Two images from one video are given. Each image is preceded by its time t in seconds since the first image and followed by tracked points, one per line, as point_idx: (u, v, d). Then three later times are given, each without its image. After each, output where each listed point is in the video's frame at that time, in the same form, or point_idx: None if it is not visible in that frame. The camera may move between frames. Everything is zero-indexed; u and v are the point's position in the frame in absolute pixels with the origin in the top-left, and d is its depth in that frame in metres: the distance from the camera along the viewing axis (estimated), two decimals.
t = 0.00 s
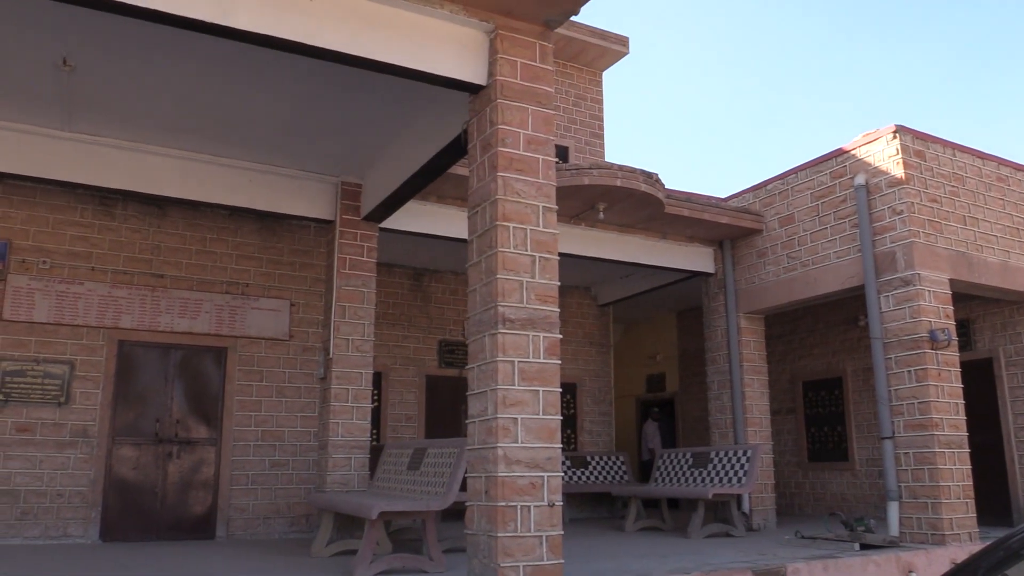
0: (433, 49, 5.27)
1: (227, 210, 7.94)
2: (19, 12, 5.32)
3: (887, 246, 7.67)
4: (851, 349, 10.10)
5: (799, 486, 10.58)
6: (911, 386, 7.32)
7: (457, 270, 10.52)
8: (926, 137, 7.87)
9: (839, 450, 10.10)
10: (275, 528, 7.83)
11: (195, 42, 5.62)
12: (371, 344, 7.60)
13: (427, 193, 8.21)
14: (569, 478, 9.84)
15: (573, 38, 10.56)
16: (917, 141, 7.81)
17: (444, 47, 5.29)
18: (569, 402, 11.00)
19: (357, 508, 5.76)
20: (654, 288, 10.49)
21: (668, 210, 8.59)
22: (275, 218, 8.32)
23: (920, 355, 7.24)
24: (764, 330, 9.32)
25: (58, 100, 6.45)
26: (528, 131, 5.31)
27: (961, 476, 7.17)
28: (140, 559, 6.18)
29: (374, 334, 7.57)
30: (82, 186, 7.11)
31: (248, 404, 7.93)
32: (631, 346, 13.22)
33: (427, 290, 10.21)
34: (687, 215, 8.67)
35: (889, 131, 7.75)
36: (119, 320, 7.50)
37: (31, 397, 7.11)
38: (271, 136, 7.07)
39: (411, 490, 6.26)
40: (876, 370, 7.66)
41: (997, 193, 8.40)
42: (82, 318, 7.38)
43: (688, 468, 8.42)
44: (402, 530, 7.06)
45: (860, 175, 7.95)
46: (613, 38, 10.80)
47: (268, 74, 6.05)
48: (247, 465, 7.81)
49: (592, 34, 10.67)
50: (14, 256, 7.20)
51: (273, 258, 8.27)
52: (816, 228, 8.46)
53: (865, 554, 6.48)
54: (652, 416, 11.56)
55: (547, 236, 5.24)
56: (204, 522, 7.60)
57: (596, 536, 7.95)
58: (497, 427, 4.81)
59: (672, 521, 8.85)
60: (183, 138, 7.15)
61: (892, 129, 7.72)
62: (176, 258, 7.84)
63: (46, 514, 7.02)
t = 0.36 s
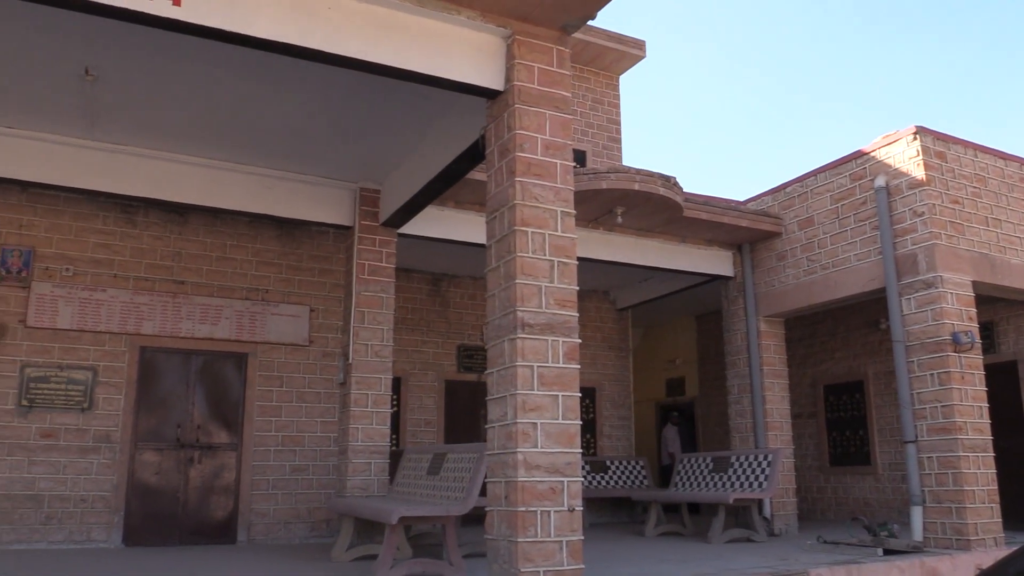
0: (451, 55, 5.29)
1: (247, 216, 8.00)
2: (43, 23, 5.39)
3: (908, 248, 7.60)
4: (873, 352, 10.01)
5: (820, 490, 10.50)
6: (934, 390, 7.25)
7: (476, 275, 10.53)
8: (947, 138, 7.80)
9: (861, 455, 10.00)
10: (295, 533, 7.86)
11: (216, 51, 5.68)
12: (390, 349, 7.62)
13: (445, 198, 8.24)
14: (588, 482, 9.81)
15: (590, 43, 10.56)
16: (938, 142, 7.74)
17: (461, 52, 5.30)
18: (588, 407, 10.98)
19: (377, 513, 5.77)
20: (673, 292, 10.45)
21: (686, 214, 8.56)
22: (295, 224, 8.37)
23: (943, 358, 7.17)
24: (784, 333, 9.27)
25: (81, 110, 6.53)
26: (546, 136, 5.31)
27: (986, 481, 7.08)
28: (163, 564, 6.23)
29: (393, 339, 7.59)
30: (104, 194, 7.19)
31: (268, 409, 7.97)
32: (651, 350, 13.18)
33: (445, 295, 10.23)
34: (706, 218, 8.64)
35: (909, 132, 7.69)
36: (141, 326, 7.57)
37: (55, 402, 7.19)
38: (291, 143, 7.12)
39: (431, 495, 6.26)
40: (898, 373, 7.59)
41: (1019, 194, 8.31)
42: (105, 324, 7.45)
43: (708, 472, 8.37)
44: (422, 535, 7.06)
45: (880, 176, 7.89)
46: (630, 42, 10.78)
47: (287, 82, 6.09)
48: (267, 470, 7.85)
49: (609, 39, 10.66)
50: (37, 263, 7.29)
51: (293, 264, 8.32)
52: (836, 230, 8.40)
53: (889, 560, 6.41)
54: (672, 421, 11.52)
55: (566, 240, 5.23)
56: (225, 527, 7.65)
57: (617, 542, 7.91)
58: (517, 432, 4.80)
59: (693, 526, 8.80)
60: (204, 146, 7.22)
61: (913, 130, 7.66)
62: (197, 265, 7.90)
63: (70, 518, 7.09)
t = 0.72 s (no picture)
0: (473, 61, 5.30)
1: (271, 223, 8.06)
2: (71, 33, 5.46)
3: (935, 252, 7.51)
4: (899, 357, 9.90)
5: (846, 497, 10.39)
6: (962, 395, 7.15)
7: (498, 280, 10.54)
8: (974, 140, 7.68)
9: (888, 461, 9.89)
10: (319, 538, 7.89)
11: (240, 59, 5.72)
12: (413, 355, 7.64)
13: (467, 204, 8.25)
14: (612, 488, 9.77)
15: (611, 47, 10.55)
16: (965, 144, 7.63)
17: (484, 59, 5.31)
18: (611, 412, 10.94)
19: (401, 519, 5.78)
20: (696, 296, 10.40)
21: (709, 218, 8.52)
22: (318, 231, 8.42)
23: (971, 363, 7.07)
24: (808, 338, 9.19)
25: (107, 118, 6.60)
26: (568, 141, 5.31)
27: (1016, 487, 6.97)
28: (188, 568, 6.27)
29: (416, 345, 7.61)
30: (130, 202, 7.26)
31: (292, 415, 8.01)
32: (673, 355, 13.12)
33: (468, 301, 10.24)
34: (729, 223, 8.59)
35: (935, 134, 7.60)
36: (167, 332, 7.63)
37: (82, 408, 7.27)
38: (314, 150, 7.16)
39: (454, 501, 6.26)
40: (925, 378, 7.50)
41: None
42: (131, 330, 7.52)
43: (733, 479, 8.31)
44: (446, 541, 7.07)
45: (906, 179, 7.80)
46: (651, 47, 10.77)
47: (311, 89, 6.13)
48: (291, 475, 7.89)
49: (630, 43, 10.64)
50: (65, 271, 7.39)
51: (316, 270, 8.37)
52: (861, 234, 8.32)
53: (917, 567, 6.33)
54: (695, 426, 11.45)
55: (589, 246, 5.22)
56: (250, 532, 7.69)
57: (640, 548, 7.87)
58: (541, 439, 4.79)
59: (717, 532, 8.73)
60: (228, 154, 7.28)
61: (939, 133, 7.57)
62: (222, 271, 7.96)
63: (97, 522, 7.16)
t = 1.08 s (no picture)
0: (496, 67, 5.30)
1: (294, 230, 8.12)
2: (98, 43, 5.53)
3: (963, 256, 7.41)
4: (926, 363, 9.78)
5: (873, 504, 10.27)
6: (991, 401, 7.04)
7: (520, 286, 10.53)
8: (1002, 142, 7.58)
9: (915, 468, 9.76)
10: (342, 543, 7.91)
11: (264, 67, 5.77)
12: (435, 361, 7.65)
13: (489, 210, 8.27)
14: (635, 494, 9.72)
15: (633, 52, 10.55)
16: (993, 147, 7.54)
17: (506, 65, 5.32)
18: (634, 418, 10.89)
19: (424, 524, 5.79)
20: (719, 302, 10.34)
21: (732, 223, 8.47)
22: (341, 237, 8.46)
23: (1001, 368, 6.97)
24: (834, 344, 9.10)
25: (133, 126, 6.68)
26: (591, 146, 5.30)
27: None
28: (214, 572, 6.31)
29: (438, 350, 7.62)
30: (156, 209, 7.34)
31: (316, 420, 8.05)
32: (697, 360, 13.04)
33: (490, 307, 10.25)
34: (752, 227, 8.53)
35: (962, 137, 7.51)
36: (192, 338, 7.70)
37: (109, 413, 7.35)
38: (337, 157, 7.20)
39: (477, 507, 6.26)
40: (953, 384, 7.40)
41: None
42: (156, 336, 7.59)
43: (757, 485, 8.24)
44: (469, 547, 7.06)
45: (932, 183, 7.72)
46: (673, 51, 10.75)
47: (334, 96, 6.16)
48: (315, 481, 7.92)
49: (652, 48, 10.62)
50: (92, 277, 7.48)
51: (339, 277, 8.41)
52: (887, 238, 8.23)
53: None
54: (719, 432, 11.37)
55: (612, 251, 5.20)
56: (274, 537, 7.73)
57: (664, 555, 7.82)
58: (564, 444, 4.78)
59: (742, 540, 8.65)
60: (252, 161, 7.34)
61: (966, 135, 7.48)
62: (246, 278, 8.03)
63: (123, 526, 7.22)
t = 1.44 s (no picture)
0: (512, 75, 5.32)
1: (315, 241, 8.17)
2: (120, 60, 5.60)
3: (987, 253, 7.33)
4: (952, 362, 9.68)
5: (901, 506, 10.16)
6: (1020, 400, 6.95)
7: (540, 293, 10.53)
8: None
9: (944, 469, 9.65)
10: (367, 552, 7.93)
11: (282, 81, 5.82)
12: (457, 369, 7.66)
13: (508, 217, 8.28)
14: (659, 500, 9.67)
15: (649, 57, 10.53)
16: (1015, 143, 7.46)
17: (522, 73, 5.33)
18: (657, 423, 10.85)
19: (449, 533, 5.79)
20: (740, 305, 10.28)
21: (752, 226, 8.43)
22: (361, 248, 8.50)
23: None
24: (857, 345, 9.02)
25: (155, 142, 6.76)
26: (608, 152, 5.30)
27: None
28: None
29: (459, 359, 7.63)
30: (178, 223, 7.42)
31: (339, 430, 8.08)
32: (719, 364, 12.97)
33: (511, 314, 10.25)
34: (772, 229, 8.49)
35: (984, 134, 7.44)
36: (215, 350, 7.76)
37: (134, 426, 7.41)
38: (355, 168, 7.25)
39: (501, 515, 6.25)
40: (981, 384, 7.32)
41: None
42: (180, 350, 7.66)
43: (783, 489, 8.17)
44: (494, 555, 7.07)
45: (954, 180, 7.64)
46: (689, 55, 10.73)
47: (352, 108, 6.20)
48: (339, 490, 7.95)
49: (668, 51, 10.61)
50: (117, 292, 7.57)
51: (360, 287, 8.45)
52: (910, 237, 8.16)
53: None
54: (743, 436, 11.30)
55: (632, 256, 5.19)
56: (300, 547, 7.76)
57: (690, 560, 7.77)
58: (587, 451, 4.76)
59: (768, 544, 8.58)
60: (271, 174, 7.40)
61: (987, 132, 7.41)
62: (268, 290, 8.08)
63: (151, 539, 7.28)
